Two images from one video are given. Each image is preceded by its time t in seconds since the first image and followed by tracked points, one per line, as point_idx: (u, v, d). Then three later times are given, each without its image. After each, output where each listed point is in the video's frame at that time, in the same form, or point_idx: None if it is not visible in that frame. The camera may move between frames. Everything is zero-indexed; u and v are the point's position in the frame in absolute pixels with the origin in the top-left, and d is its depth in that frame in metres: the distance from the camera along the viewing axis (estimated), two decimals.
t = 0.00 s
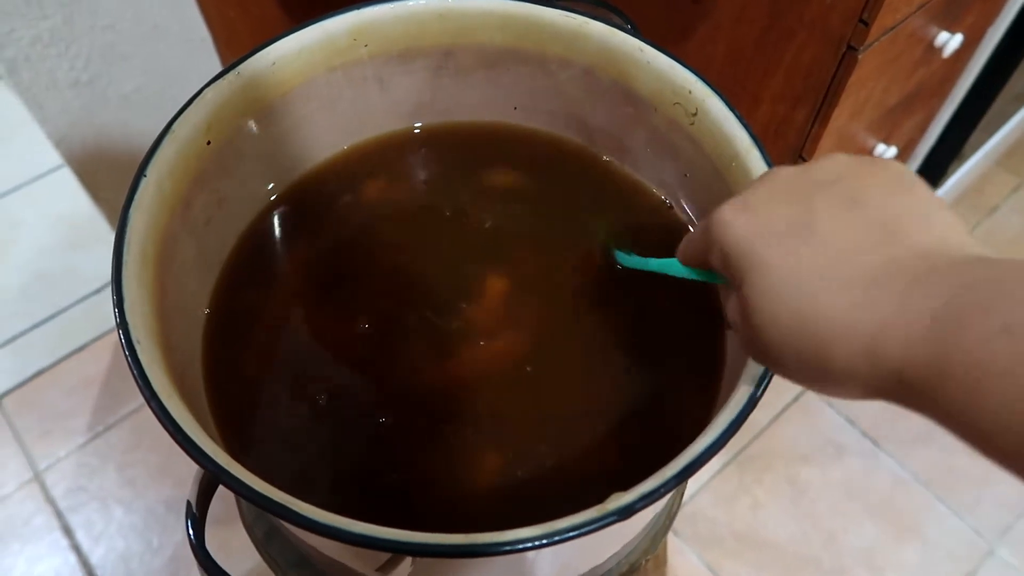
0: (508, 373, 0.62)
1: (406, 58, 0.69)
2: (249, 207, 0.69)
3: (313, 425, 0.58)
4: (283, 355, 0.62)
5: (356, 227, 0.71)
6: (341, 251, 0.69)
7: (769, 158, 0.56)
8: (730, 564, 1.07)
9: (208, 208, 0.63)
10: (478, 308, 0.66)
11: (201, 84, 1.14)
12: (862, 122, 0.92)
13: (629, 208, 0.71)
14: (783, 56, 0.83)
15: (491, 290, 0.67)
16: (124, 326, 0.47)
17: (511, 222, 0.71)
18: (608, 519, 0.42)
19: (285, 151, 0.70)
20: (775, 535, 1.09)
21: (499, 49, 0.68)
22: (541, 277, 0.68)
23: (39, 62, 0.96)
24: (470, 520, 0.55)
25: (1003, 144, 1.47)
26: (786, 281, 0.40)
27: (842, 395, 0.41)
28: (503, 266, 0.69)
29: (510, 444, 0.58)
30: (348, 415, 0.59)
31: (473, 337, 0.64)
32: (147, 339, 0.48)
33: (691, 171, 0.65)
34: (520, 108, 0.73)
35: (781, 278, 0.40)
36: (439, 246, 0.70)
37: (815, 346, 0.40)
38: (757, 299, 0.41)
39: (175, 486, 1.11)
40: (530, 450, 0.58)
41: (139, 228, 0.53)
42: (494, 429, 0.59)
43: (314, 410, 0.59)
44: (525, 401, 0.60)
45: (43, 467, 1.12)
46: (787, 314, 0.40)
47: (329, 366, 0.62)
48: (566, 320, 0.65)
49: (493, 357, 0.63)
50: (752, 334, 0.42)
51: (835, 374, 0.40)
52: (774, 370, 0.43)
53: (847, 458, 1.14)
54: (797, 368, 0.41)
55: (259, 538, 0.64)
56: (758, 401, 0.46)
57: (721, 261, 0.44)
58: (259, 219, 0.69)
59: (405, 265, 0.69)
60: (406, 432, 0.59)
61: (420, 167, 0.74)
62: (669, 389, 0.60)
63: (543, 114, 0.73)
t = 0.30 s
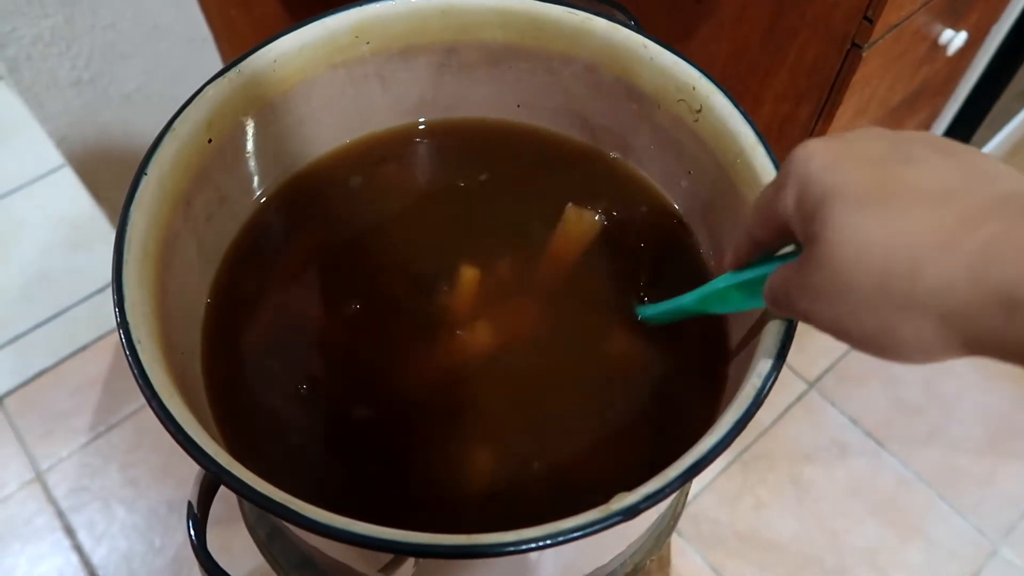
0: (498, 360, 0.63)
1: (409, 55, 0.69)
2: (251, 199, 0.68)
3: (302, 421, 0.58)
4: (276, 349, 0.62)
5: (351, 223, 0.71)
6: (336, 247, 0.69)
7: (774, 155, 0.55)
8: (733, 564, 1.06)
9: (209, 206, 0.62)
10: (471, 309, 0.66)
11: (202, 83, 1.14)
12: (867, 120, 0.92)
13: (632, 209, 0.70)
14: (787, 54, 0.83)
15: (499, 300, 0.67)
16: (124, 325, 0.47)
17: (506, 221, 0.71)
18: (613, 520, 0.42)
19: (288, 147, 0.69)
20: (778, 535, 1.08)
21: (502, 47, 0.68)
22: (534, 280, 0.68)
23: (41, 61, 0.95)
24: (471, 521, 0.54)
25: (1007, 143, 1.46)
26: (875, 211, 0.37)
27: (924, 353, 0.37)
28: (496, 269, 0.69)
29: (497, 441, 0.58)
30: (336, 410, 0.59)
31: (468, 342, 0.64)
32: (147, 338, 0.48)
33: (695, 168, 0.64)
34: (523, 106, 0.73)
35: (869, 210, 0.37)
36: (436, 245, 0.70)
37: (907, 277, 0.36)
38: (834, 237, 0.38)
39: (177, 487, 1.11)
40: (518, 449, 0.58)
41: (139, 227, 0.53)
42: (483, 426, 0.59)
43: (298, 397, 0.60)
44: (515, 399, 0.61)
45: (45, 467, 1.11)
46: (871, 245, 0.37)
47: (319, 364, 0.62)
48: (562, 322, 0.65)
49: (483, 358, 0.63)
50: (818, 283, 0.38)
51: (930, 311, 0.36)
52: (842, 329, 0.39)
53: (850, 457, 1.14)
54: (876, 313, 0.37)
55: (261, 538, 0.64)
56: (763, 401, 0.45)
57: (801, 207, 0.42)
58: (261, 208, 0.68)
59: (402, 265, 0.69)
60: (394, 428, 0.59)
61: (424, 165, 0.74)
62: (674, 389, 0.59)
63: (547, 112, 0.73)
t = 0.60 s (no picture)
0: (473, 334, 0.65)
1: (410, 51, 0.68)
2: (254, 196, 0.68)
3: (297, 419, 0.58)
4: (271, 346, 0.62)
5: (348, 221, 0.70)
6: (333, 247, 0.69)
7: (778, 152, 0.55)
8: (735, 563, 1.06)
9: (208, 203, 0.62)
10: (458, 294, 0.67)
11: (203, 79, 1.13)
12: (870, 117, 0.91)
13: (636, 208, 0.70)
14: (790, 50, 0.83)
15: (480, 279, 0.67)
16: (122, 323, 0.47)
17: (508, 223, 0.71)
18: (614, 521, 0.41)
19: (289, 144, 0.69)
20: (780, 534, 1.08)
21: (504, 43, 0.67)
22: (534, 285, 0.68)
23: (41, 57, 0.95)
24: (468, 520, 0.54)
25: (1011, 140, 1.46)
26: (900, 190, 0.36)
27: (943, 334, 0.34)
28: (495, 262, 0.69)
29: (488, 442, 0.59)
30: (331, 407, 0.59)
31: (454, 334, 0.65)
32: (145, 337, 0.48)
33: (698, 165, 0.64)
34: (524, 102, 0.72)
35: (894, 189, 0.36)
36: (437, 244, 0.70)
37: (926, 245, 0.34)
38: (852, 219, 0.37)
39: (177, 484, 1.10)
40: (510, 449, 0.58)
41: (137, 224, 0.52)
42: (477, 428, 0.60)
43: (280, 373, 0.60)
44: (510, 401, 0.61)
45: (46, 464, 1.11)
46: (886, 229, 0.35)
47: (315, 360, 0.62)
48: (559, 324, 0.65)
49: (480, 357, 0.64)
50: (833, 259, 0.37)
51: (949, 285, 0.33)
52: (855, 305, 0.36)
53: (852, 456, 1.13)
54: (891, 284, 0.35)
55: (261, 536, 0.64)
56: (767, 401, 0.45)
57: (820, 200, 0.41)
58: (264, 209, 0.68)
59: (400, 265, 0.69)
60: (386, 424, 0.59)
61: (424, 162, 0.73)
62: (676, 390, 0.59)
63: (548, 109, 0.72)
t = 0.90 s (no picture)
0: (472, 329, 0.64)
1: (411, 49, 0.68)
2: (249, 198, 0.68)
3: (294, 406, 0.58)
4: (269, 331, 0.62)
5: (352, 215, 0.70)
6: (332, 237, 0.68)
7: (780, 151, 0.55)
8: (735, 562, 1.06)
9: (207, 202, 0.62)
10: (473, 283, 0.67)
11: (203, 77, 1.13)
12: (872, 116, 0.91)
13: (638, 206, 0.69)
14: (792, 48, 0.82)
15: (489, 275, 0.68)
16: (121, 323, 0.47)
17: (513, 218, 0.71)
18: (615, 522, 0.41)
19: (289, 141, 0.69)
20: (781, 533, 1.08)
21: (505, 41, 0.67)
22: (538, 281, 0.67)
23: (41, 55, 0.95)
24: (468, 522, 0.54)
25: (1013, 139, 1.45)
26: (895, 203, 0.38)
27: (935, 339, 0.36)
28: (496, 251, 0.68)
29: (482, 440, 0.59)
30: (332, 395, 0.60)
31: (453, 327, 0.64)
32: (145, 336, 0.48)
33: (699, 164, 0.63)
34: (525, 101, 0.72)
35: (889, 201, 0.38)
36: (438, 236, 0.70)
37: (923, 253, 0.35)
38: (846, 238, 0.38)
39: (178, 483, 1.10)
40: (505, 442, 0.59)
41: (137, 223, 0.52)
42: (477, 425, 0.60)
43: (279, 369, 0.60)
44: (511, 395, 0.61)
45: (47, 463, 1.11)
46: (881, 248, 0.36)
47: (315, 347, 0.62)
48: (559, 321, 0.65)
49: (481, 349, 0.64)
50: (828, 274, 0.38)
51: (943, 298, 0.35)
52: (846, 316, 0.37)
53: (853, 455, 1.13)
54: (886, 292, 0.36)
55: (261, 536, 0.64)
56: (768, 402, 0.45)
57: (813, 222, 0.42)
58: (260, 210, 0.68)
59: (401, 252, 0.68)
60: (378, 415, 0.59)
61: (424, 158, 0.73)
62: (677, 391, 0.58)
63: (549, 107, 0.72)
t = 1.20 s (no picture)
0: (477, 333, 0.64)
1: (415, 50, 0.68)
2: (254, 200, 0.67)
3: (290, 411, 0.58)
4: (268, 334, 0.61)
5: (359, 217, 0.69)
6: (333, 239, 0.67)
7: (789, 155, 0.55)
8: (737, 563, 1.05)
9: (210, 203, 0.61)
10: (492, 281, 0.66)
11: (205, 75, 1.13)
12: (877, 117, 0.90)
13: (645, 208, 0.69)
14: (798, 49, 0.82)
15: (506, 278, 0.67)
16: (123, 325, 0.46)
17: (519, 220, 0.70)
18: (622, 529, 0.41)
19: (294, 142, 0.68)
20: (783, 534, 1.07)
21: (510, 41, 0.67)
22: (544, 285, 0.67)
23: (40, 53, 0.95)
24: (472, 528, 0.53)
25: (1017, 140, 1.45)
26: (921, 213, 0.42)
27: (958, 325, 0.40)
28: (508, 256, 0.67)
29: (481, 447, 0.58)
30: (329, 399, 0.59)
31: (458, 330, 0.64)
32: (147, 339, 0.47)
33: (706, 167, 0.63)
34: (530, 102, 0.72)
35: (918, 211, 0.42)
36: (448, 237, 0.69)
37: (953, 252, 0.40)
38: (883, 232, 0.41)
39: (179, 482, 1.10)
40: (501, 451, 0.58)
41: (139, 225, 0.52)
42: (480, 432, 0.59)
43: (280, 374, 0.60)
44: (514, 403, 0.60)
45: (48, 460, 1.11)
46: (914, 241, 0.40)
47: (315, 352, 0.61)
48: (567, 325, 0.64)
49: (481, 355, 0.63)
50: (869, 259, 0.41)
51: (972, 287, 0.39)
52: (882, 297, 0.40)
53: (856, 457, 1.13)
54: (922, 277, 0.40)
55: (263, 539, 0.63)
56: (777, 407, 0.45)
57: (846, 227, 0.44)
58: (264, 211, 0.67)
59: (403, 257, 0.68)
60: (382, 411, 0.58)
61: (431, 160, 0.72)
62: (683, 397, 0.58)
63: (554, 108, 0.72)
